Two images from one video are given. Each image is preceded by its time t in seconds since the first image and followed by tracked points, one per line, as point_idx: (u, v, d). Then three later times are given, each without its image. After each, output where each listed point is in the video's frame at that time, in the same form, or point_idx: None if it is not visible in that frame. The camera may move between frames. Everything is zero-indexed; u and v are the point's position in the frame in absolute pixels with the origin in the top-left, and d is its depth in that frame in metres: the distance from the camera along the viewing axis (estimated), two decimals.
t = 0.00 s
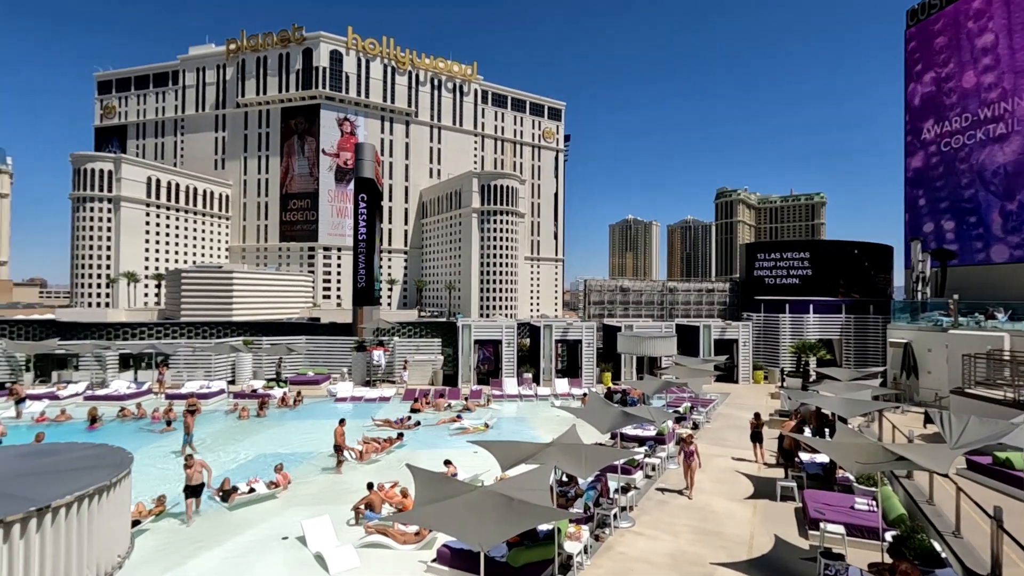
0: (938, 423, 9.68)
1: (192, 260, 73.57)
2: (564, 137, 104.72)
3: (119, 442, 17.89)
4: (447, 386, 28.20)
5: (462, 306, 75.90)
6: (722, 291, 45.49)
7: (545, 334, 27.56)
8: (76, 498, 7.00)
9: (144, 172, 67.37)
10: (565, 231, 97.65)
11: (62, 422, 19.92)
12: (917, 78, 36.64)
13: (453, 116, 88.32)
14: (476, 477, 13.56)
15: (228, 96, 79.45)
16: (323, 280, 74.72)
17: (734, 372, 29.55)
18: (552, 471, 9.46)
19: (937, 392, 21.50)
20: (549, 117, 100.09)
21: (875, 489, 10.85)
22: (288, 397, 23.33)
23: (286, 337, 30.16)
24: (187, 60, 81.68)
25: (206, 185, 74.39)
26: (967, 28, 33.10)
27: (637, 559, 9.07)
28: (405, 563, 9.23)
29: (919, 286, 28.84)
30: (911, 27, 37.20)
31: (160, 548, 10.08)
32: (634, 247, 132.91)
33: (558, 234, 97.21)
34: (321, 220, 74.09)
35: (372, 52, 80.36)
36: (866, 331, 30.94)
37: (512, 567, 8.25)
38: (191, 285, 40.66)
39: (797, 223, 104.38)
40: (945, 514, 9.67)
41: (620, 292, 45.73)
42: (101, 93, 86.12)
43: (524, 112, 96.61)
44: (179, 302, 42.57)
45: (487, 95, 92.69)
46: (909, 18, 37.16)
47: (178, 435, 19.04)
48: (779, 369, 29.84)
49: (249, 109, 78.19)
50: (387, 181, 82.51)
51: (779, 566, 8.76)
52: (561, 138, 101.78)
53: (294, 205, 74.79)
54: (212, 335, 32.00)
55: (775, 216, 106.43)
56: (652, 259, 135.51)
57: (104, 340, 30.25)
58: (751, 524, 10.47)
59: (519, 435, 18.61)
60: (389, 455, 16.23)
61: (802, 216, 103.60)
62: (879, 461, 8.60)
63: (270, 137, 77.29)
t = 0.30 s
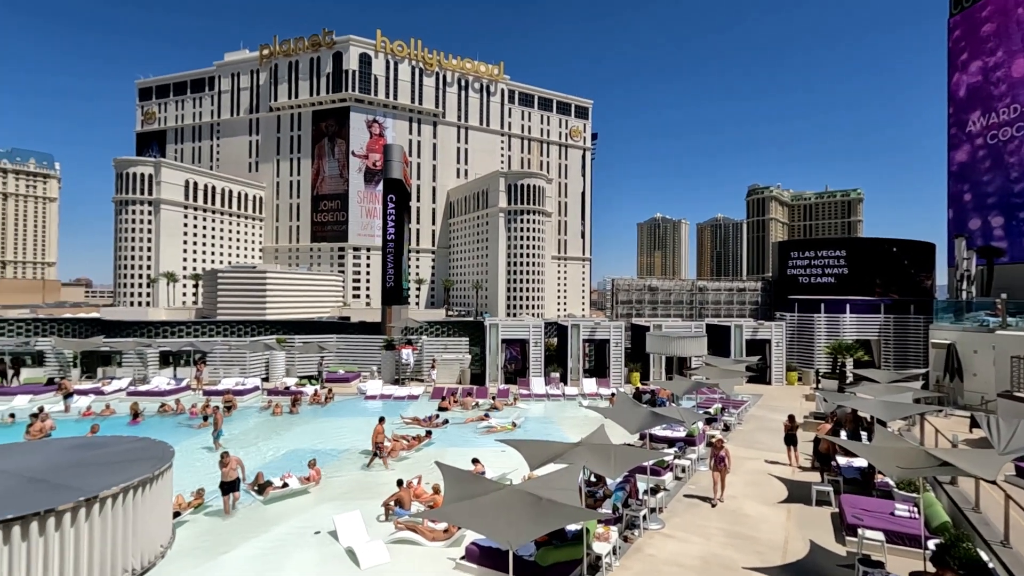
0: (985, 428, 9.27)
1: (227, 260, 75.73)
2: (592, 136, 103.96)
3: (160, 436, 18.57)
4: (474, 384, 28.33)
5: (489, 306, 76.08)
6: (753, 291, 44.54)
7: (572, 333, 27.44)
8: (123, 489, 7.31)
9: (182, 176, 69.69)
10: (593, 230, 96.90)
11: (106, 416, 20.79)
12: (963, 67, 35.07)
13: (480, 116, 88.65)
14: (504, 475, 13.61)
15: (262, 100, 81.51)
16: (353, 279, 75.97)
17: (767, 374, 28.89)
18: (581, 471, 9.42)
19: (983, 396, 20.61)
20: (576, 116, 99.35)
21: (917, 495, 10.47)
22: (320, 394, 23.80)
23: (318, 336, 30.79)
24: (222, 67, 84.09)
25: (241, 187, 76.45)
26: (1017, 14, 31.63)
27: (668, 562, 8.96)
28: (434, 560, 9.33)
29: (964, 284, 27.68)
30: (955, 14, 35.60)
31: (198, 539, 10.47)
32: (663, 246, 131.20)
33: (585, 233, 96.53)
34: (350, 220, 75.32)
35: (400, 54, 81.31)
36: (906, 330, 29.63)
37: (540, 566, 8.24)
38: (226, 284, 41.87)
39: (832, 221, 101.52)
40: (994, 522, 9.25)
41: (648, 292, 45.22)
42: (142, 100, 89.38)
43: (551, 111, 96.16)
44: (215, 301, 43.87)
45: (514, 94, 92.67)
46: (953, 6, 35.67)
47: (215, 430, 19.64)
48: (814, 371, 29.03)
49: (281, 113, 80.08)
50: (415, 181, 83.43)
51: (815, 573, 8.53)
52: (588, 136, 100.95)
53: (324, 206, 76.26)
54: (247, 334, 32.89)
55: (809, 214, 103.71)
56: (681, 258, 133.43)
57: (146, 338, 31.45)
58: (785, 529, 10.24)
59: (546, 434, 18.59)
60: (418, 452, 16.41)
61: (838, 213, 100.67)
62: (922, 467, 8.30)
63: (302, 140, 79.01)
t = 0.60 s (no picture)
0: None
1: (261, 260, 77.73)
2: (619, 133, 102.92)
3: (198, 431, 19.20)
4: (501, 383, 28.40)
5: (515, 305, 76.13)
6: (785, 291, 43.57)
7: (600, 332, 27.27)
8: (164, 481, 7.58)
9: (217, 178, 71.80)
10: (620, 229, 95.96)
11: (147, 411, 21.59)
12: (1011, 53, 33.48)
13: (507, 116, 88.69)
14: (531, 474, 13.62)
15: (293, 103, 83.32)
16: (381, 278, 77.02)
17: (800, 374, 28.16)
18: (609, 471, 9.37)
19: None
20: (603, 114, 98.32)
21: (960, 502, 10.07)
22: (350, 391, 24.24)
23: (347, 334, 31.30)
24: (255, 71, 86.18)
25: (273, 188, 78.26)
26: None
27: (698, 565, 8.82)
28: (462, 557, 9.40)
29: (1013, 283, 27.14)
30: None
31: (234, 532, 10.70)
32: (692, 244, 129.21)
33: (613, 231, 95.62)
34: (379, 220, 76.39)
35: (427, 55, 81.99)
36: (949, 330, 28.49)
37: (567, 566, 8.22)
38: (260, 283, 42.97)
39: (870, 217, 98.51)
40: None
41: (677, 290, 44.58)
42: (180, 105, 92.35)
43: (578, 109, 95.46)
44: (249, 300, 45.10)
45: (540, 93, 92.41)
46: None
47: (250, 425, 20.19)
48: (850, 372, 28.16)
49: (312, 115, 81.76)
50: (442, 181, 84.12)
51: None
52: (615, 134, 99.78)
53: (354, 207, 77.51)
54: (280, 332, 33.71)
55: (845, 210, 100.68)
56: (711, 256, 131.05)
57: (184, 336, 32.54)
58: (819, 533, 9.99)
59: (573, 434, 18.53)
60: (445, 450, 16.56)
61: (876, 209, 97.55)
62: (966, 472, 7.99)
63: (331, 141, 80.47)
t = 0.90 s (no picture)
0: None
1: (292, 259, 79.47)
2: (647, 130, 101.59)
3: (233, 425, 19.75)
4: (528, 382, 28.41)
5: (541, 303, 76.01)
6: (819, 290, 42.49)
7: (627, 331, 27.00)
8: (202, 474, 7.82)
9: (251, 180, 73.68)
10: (648, 227, 94.75)
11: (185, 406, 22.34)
12: None
13: (533, 114, 88.49)
14: (559, 473, 13.60)
15: (323, 105, 84.87)
16: (408, 277, 77.83)
17: (835, 375, 27.41)
18: (638, 471, 9.29)
19: None
20: (630, 110, 97.06)
21: (1008, 510, 9.64)
22: (378, 389, 24.59)
23: (376, 333, 31.75)
24: (287, 74, 87.97)
25: (304, 189, 79.87)
26: None
27: (729, 568, 8.66)
28: (490, 554, 9.44)
29: None
30: None
31: (268, 525, 10.96)
32: (722, 242, 126.84)
33: (640, 229, 94.48)
34: (407, 220, 77.24)
35: (454, 55, 82.49)
36: (994, 330, 27.20)
37: (595, 566, 8.17)
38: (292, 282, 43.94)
39: (909, 213, 95.27)
40: None
41: (706, 289, 43.84)
42: (215, 109, 95.01)
43: (605, 106, 94.62)
44: (281, 299, 46.20)
45: (567, 91, 91.92)
46: None
47: (283, 421, 20.69)
48: (888, 373, 27.26)
49: (341, 117, 83.15)
50: (469, 180, 84.54)
51: None
52: (643, 131, 98.29)
53: (382, 207, 78.58)
54: (311, 330, 34.42)
55: (883, 206, 97.46)
56: (742, 254, 128.39)
57: (220, 333, 33.49)
58: (856, 539, 9.71)
59: (601, 433, 18.41)
60: (473, 448, 16.66)
61: (915, 205, 94.29)
62: (1016, 480, 7.64)
63: (360, 142, 81.65)
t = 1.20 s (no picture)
0: None
1: (322, 258, 80.99)
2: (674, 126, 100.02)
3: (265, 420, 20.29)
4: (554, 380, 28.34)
5: (567, 302, 75.72)
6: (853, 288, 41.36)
7: (655, 330, 26.69)
8: (238, 467, 8.04)
9: (281, 180, 75.31)
10: (676, 224, 93.31)
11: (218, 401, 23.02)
12: None
13: (559, 112, 88.04)
14: (585, 472, 13.52)
15: (351, 106, 86.20)
16: (435, 276, 78.45)
17: (872, 376, 26.60)
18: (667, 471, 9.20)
19: None
20: (657, 106, 95.49)
21: None
22: (405, 386, 24.90)
23: (403, 331, 32.13)
24: (316, 76, 89.62)
25: (333, 189, 81.24)
26: None
27: (759, 571, 8.52)
28: (516, 552, 9.47)
29: None
30: None
31: (298, 518, 11.19)
32: (752, 239, 124.25)
33: (668, 227, 93.12)
34: (433, 219, 77.90)
35: (480, 54, 82.74)
36: None
37: (623, 566, 8.12)
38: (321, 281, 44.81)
39: (950, 208, 91.74)
40: None
41: (736, 287, 42.97)
42: (248, 112, 97.46)
43: (632, 102, 93.49)
44: (311, 297, 47.14)
45: (593, 88, 91.15)
46: None
47: (313, 416, 21.15)
48: (928, 374, 26.27)
49: (369, 118, 84.34)
50: (495, 178, 84.74)
51: None
52: (671, 127, 96.19)
53: (409, 206, 79.43)
54: (340, 328, 35.01)
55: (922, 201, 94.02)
56: (773, 252, 125.49)
57: (253, 331, 34.41)
58: (894, 545, 9.40)
59: (628, 433, 18.27)
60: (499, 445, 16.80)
61: (957, 200, 90.80)
62: None
63: (388, 142, 82.66)
